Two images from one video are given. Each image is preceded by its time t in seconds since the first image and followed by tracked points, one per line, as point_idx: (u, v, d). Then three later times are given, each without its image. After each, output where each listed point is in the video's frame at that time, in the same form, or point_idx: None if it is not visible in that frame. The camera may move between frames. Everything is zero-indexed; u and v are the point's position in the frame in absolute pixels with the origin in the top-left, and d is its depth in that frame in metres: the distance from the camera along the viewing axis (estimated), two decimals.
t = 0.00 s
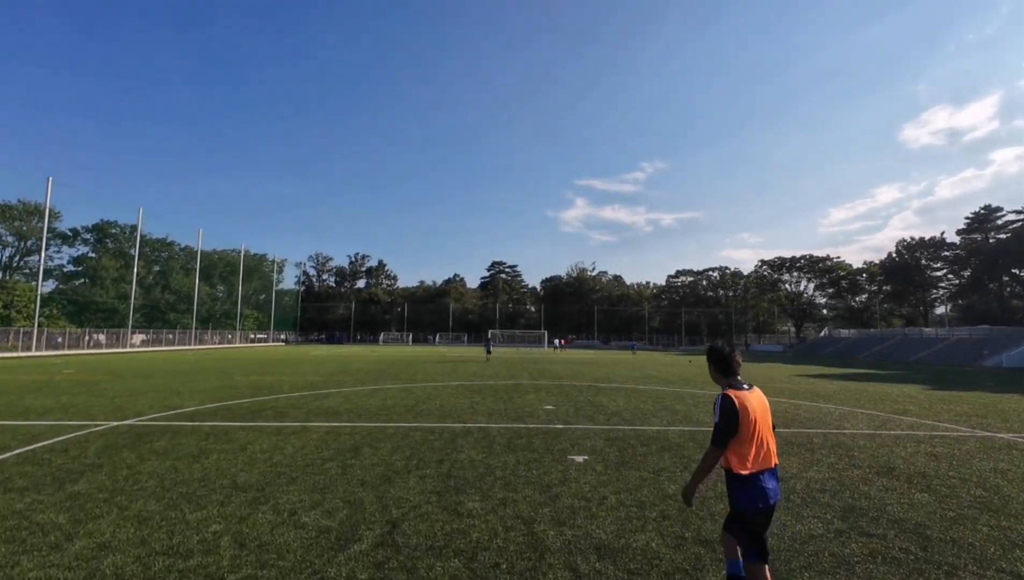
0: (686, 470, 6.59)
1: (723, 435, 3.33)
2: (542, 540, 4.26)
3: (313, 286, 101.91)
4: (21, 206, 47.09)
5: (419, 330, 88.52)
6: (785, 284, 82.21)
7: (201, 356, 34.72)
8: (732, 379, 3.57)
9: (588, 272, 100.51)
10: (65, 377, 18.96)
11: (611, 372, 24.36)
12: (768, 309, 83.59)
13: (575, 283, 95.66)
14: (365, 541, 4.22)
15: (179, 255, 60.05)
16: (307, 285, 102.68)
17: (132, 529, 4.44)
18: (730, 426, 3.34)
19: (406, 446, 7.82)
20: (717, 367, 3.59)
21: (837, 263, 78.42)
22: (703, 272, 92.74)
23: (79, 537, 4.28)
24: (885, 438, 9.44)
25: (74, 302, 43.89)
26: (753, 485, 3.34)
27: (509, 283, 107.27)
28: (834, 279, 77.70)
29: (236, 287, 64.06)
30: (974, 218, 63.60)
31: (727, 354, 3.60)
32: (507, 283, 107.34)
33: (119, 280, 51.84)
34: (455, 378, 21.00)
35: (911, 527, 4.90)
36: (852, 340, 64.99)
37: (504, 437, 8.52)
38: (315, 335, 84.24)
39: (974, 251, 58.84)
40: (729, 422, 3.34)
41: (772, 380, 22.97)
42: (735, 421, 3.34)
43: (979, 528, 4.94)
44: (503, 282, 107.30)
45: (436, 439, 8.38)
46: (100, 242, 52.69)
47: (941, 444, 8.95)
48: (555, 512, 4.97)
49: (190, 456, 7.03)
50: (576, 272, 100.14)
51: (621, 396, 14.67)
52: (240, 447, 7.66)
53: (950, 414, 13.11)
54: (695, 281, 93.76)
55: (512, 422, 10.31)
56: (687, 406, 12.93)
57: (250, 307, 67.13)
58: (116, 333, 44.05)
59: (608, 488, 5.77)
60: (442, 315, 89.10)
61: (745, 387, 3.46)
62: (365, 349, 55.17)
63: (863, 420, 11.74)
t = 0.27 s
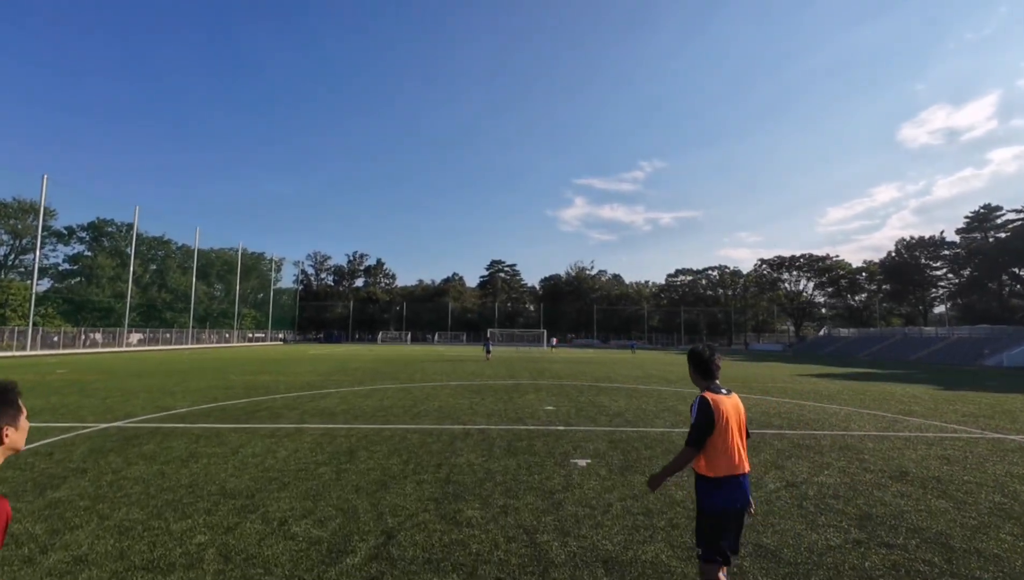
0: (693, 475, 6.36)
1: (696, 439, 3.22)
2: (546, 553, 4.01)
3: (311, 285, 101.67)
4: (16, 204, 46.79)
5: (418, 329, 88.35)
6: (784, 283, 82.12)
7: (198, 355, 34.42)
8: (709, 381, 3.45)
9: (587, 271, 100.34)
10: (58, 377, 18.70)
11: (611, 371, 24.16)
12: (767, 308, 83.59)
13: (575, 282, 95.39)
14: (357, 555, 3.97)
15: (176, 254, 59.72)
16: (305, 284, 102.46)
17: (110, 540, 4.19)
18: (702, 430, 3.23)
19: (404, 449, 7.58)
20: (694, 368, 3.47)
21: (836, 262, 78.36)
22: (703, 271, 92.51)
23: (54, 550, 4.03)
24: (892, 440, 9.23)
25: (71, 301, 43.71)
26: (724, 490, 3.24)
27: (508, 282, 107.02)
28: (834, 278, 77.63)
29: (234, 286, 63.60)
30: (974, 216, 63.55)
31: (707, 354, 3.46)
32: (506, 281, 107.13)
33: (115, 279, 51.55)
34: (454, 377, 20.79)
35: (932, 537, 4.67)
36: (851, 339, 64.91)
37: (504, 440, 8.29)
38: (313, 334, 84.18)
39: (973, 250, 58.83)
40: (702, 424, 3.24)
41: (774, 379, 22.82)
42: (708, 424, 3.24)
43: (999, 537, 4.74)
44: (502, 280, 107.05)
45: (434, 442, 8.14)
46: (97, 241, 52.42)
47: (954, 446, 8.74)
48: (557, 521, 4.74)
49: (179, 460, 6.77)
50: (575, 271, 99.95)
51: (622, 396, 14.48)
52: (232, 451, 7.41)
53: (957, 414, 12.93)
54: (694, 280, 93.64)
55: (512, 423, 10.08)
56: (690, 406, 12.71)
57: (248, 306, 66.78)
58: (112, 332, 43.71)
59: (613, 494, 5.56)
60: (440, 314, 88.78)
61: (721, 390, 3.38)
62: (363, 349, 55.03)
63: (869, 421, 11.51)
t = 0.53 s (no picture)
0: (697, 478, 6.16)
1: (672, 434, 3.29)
2: (546, 562, 3.82)
3: (308, 284, 101.24)
4: (9, 202, 46.33)
5: (415, 328, 88.08)
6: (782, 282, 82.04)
7: (193, 354, 34.12)
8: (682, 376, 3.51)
9: (585, 270, 100.13)
10: (49, 377, 18.42)
11: (610, 370, 23.96)
12: (765, 307, 83.54)
13: (572, 281, 95.20)
14: (349, 565, 3.77)
15: (171, 253, 59.27)
16: (302, 282, 102.06)
17: (86, 550, 3.98)
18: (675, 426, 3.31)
19: (399, 451, 7.36)
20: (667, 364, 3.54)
21: (834, 261, 78.31)
22: (701, 270, 92.37)
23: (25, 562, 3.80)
24: (897, 440, 9.05)
25: (65, 300, 43.37)
26: (697, 483, 3.33)
27: (506, 281, 106.74)
28: (832, 277, 77.58)
29: (230, 284, 63.05)
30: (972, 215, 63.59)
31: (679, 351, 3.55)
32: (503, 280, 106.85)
33: (110, 278, 51.16)
34: (451, 377, 20.57)
35: (948, 544, 4.48)
36: (849, 338, 64.88)
37: (501, 440, 8.08)
38: (310, 333, 83.89)
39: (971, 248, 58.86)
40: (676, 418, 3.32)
41: (774, 379, 22.65)
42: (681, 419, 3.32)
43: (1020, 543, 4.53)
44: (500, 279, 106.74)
45: (429, 443, 7.93)
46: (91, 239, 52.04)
47: (962, 447, 8.56)
48: (557, 527, 4.55)
49: (166, 462, 6.54)
50: (573, 270, 99.75)
51: (621, 396, 14.27)
52: (222, 453, 7.19)
53: (960, 414, 12.77)
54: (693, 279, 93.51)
55: (510, 423, 9.86)
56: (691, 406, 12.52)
57: (244, 304, 66.40)
58: (107, 331, 43.34)
59: (614, 497, 5.37)
60: (438, 312, 88.54)
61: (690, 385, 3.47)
62: (360, 348, 54.76)
63: (872, 421, 11.34)
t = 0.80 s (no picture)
0: (700, 483, 5.92)
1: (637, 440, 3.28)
2: (541, 575, 3.57)
3: (304, 282, 100.74)
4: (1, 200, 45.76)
5: (412, 327, 87.68)
6: (779, 281, 81.94)
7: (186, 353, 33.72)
8: (650, 377, 3.43)
9: (582, 268, 99.87)
10: (36, 376, 18.06)
11: (608, 369, 23.72)
12: (762, 305, 83.48)
13: (570, 279, 95.08)
14: None
15: (165, 251, 58.72)
16: (298, 281, 101.53)
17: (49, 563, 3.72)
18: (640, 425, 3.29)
19: (390, 453, 7.10)
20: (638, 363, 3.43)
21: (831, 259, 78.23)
22: (698, 268, 92.27)
23: None
24: (902, 441, 8.84)
25: (58, 298, 42.89)
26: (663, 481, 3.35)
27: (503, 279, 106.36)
28: (829, 275, 77.54)
29: (225, 282, 62.62)
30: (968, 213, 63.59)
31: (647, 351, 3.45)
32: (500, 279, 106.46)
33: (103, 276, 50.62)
34: (446, 376, 20.30)
35: (965, 552, 4.24)
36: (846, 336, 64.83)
37: (497, 442, 7.82)
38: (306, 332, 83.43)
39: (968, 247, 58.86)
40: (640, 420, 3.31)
41: (773, 378, 22.44)
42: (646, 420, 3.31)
43: None
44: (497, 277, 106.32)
45: (422, 444, 7.67)
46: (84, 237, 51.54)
47: (969, 448, 8.34)
48: (554, 536, 4.29)
49: (146, 467, 6.26)
50: (570, 268, 99.49)
51: (620, 395, 14.02)
52: (204, 456, 6.90)
53: (964, 413, 12.56)
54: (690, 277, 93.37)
55: (507, 424, 9.60)
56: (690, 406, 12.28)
57: (240, 303, 65.95)
58: (100, 330, 42.91)
59: (613, 503, 5.12)
60: (435, 311, 88.26)
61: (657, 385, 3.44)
62: (356, 346, 54.36)
63: (875, 420, 11.13)
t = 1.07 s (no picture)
0: (705, 488, 5.66)
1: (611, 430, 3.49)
2: None
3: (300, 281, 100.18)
4: None
5: (409, 326, 87.27)
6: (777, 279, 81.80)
7: (179, 352, 33.29)
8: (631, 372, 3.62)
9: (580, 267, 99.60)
10: (25, 375, 17.73)
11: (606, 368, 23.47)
12: (759, 304, 83.41)
13: (568, 278, 95.07)
14: None
15: (159, 249, 58.14)
16: (295, 279, 100.97)
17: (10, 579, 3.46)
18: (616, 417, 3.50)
19: (381, 457, 6.82)
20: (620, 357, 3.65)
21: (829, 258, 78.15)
22: (696, 267, 92.08)
23: None
24: (908, 442, 8.63)
25: (50, 297, 42.39)
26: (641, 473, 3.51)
27: (500, 278, 105.99)
28: (826, 274, 77.46)
29: (221, 280, 62.20)
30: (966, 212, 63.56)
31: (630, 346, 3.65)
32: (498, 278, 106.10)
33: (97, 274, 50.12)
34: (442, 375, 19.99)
35: (989, 564, 4.00)
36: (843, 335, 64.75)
37: (494, 444, 7.56)
38: (302, 330, 82.98)
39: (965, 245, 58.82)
40: (617, 412, 3.52)
41: (773, 377, 22.22)
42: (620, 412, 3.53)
43: None
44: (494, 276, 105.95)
45: (416, 447, 7.40)
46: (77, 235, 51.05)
47: (978, 450, 8.12)
48: (553, 547, 4.04)
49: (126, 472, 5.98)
50: (567, 267, 99.21)
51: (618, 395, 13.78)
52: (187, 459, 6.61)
53: (969, 414, 12.35)
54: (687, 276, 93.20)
55: (503, 425, 9.34)
56: (690, 406, 12.05)
57: (235, 301, 65.55)
58: (94, 329, 42.49)
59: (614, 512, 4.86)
60: (432, 309, 88.06)
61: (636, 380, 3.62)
62: (351, 345, 54.03)
63: (878, 421, 10.94)
